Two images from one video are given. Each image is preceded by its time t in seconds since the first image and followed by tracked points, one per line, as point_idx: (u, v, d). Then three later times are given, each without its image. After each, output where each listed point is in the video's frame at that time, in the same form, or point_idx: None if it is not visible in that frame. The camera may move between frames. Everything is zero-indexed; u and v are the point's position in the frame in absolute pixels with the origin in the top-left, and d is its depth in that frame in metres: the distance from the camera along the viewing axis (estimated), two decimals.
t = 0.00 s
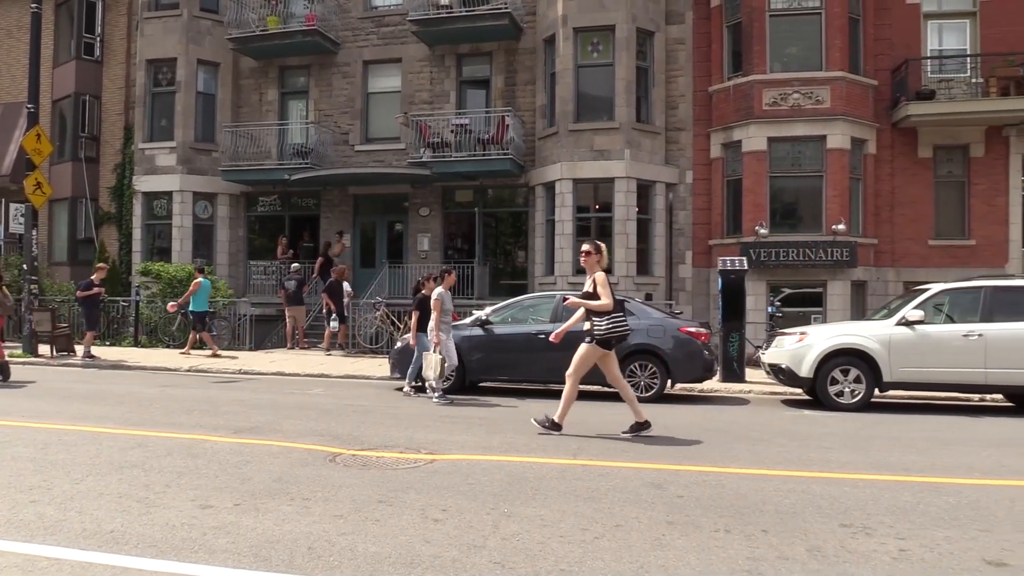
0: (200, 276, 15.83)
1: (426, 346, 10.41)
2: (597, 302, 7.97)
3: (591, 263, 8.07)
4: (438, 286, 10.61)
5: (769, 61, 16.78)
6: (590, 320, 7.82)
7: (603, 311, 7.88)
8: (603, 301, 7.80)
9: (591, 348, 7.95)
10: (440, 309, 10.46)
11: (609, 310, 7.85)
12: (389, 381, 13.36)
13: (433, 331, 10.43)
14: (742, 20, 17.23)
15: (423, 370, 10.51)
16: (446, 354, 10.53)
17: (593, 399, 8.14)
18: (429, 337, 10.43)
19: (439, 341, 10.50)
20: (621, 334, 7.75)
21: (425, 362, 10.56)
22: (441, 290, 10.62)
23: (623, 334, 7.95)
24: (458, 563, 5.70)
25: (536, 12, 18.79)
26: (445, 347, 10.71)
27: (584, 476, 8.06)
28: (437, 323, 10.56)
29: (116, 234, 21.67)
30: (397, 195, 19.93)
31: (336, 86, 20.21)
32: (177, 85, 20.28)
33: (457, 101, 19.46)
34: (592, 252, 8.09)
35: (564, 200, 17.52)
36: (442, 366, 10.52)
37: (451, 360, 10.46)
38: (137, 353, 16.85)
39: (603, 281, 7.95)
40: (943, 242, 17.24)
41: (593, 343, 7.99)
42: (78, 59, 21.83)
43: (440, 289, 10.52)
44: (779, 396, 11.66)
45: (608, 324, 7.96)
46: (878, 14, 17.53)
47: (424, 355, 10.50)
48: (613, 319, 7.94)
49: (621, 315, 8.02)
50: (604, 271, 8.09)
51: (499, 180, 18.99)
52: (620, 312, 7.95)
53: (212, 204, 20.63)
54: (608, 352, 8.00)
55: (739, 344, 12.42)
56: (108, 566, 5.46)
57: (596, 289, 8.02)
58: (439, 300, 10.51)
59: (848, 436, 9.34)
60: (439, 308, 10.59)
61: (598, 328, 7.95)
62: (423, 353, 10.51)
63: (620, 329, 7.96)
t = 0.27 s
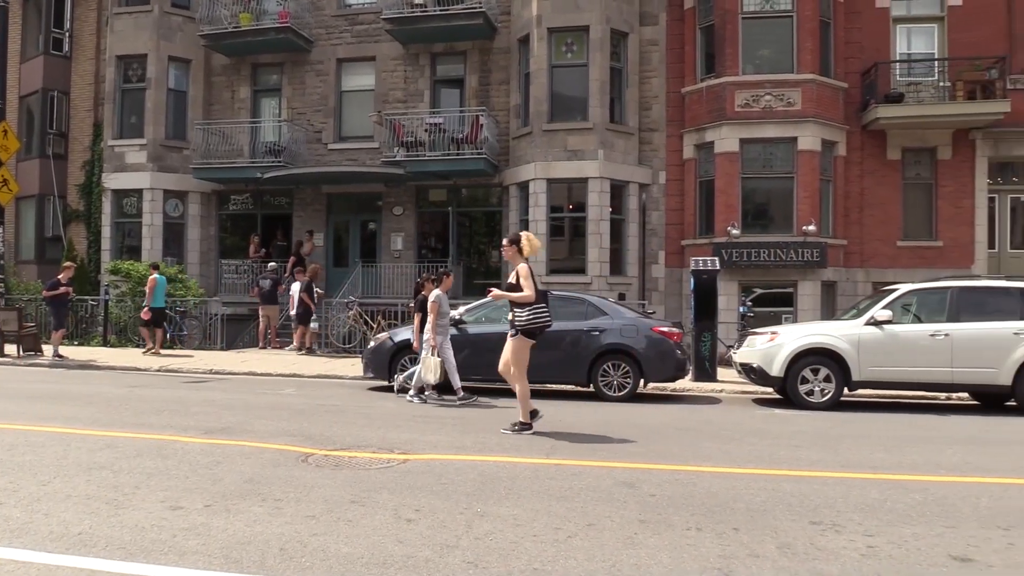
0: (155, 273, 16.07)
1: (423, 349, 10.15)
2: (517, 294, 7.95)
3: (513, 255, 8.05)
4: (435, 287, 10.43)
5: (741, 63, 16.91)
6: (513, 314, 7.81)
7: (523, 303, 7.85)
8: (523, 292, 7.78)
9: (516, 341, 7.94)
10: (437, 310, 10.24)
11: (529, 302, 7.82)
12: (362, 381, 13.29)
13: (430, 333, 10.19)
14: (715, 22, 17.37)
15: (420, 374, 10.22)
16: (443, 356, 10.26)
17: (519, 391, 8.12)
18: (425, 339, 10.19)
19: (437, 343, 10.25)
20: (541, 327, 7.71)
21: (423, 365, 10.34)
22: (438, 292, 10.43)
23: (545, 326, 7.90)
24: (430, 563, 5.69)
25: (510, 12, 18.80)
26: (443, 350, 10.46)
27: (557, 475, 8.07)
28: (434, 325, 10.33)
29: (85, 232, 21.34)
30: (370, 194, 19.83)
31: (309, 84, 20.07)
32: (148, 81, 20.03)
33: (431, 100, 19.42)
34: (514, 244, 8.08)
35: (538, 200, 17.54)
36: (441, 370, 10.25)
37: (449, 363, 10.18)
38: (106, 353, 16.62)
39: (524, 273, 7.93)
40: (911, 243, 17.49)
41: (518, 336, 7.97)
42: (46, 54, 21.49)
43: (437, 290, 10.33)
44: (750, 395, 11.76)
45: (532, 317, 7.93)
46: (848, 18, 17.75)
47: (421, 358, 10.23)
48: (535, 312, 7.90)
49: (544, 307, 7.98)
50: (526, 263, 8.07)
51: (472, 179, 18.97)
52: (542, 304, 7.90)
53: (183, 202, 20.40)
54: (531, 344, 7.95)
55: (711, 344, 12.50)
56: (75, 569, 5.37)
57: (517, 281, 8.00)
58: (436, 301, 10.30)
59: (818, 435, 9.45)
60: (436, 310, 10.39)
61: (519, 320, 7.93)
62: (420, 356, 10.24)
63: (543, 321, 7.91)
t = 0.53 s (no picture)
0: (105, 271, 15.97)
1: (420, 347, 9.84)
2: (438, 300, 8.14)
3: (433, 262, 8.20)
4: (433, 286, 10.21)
5: (712, 65, 17.05)
6: (432, 320, 7.99)
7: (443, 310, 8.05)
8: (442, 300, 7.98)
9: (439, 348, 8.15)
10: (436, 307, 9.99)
11: (449, 310, 8.03)
12: (333, 381, 13.20)
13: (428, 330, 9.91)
14: (686, 24, 17.50)
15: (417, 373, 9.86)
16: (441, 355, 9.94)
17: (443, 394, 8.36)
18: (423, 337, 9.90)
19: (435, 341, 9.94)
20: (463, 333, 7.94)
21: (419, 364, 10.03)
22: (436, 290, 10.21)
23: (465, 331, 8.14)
24: (401, 563, 5.66)
25: (483, 12, 18.78)
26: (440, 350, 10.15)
27: (528, 475, 8.07)
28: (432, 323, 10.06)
29: (50, 230, 20.96)
30: (341, 193, 19.71)
31: (279, 82, 19.90)
32: (115, 77, 19.73)
33: (403, 99, 19.34)
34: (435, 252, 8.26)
35: (510, 199, 17.55)
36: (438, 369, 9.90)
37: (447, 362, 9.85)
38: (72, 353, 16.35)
39: (444, 280, 8.10)
40: (878, 244, 17.75)
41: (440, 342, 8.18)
42: (10, 48, 21.10)
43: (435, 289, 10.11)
44: (721, 394, 11.86)
45: (451, 323, 8.14)
46: (817, 21, 17.97)
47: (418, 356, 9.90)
48: (454, 318, 8.12)
49: (463, 312, 8.21)
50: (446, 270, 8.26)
51: (444, 179, 18.93)
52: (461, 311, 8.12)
53: (151, 200, 20.14)
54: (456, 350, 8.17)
55: (681, 343, 12.59)
56: (38, 573, 5.27)
57: (437, 287, 8.18)
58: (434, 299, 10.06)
59: (786, 434, 9.55)
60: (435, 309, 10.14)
61: (438, 326, 8.13)
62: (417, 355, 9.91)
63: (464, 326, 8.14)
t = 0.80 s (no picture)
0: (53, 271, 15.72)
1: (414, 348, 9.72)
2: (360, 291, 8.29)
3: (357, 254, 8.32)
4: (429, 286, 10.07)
5: (683, 67, 17.17)
6: (356, 311, 8.12)
7: (365, 301, 8.21)
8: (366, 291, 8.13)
9: (359, 337, 8.29)
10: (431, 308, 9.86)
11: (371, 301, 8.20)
12: (303, 381, 13.10)
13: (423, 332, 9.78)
14: (657, 26, 17.61)
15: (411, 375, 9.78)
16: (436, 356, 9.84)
17: (361, 383, 8.52)
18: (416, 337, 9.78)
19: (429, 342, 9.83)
20: (386, 325, 8.14)
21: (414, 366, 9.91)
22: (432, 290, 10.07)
23: (387, 323, 8.33)
24: (370, 564, 5.63)
25: (455, 11, 18.74)
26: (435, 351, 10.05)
27: (499, 475, 8.07)
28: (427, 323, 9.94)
29: (13, 228, 20.56)
30: (312, 192, 19.56)
31: (249, 79, 19.70)
32: (81, 73, 19.41)
33: (374, 98, 19.26)
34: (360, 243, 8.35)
35: (481, 199, 17.54)
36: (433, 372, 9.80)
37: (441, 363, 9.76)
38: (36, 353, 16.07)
39: (368, 271, 8.25)
40: (845, 245, 17.99)
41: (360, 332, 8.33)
42: None
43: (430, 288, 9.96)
44: (690, 393, 11.94)
45: (372, 314, 8.31)
46: (786, 24, 18.17)
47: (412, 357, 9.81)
48: (376, 309, 8.29)
49: (386, 304, 8.40)
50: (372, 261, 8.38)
51: (415, 178, 18.86)
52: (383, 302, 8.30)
53: (118, 197, 19.85)
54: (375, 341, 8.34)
55: (652, 343, 12.66)
56: None
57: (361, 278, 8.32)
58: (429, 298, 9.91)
59: (754, 433, 9.64)
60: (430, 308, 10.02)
61: (359, 316, 8.28)
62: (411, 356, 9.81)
63: (385, 317, 8.34)
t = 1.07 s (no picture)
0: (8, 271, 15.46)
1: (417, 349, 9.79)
2: (286, 297, 8.16)
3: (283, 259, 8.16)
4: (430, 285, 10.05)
5: (657, 67, 17.27)
6: (282, 317, 8.00)
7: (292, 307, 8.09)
8: (292, 298, 7.99)
9: (283, 342, 8.19)
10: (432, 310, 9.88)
11: (298, 307, 8.09)
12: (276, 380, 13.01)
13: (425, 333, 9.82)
14: (632, 26, 17.69)
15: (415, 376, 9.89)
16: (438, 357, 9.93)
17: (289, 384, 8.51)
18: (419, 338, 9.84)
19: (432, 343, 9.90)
20: (312, 331, 8.08)
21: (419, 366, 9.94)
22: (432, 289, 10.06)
23: (314, 328, 8.27)
24: (344, 565, 5.60)
25: (430, 10, 18.69)
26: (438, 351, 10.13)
27: (474, 474, 8.06)
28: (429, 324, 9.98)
29: None
30: (285, 190, 19.42)
31: (222, 76, 19.51)
32: (50, 69, 19.11)
33: (349, 96, 19.16)
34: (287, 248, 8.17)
35: (456, 198, 17.51)
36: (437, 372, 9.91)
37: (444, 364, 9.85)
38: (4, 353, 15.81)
39: (295, 277, 8.12)
40: (817, 246, 18.18)
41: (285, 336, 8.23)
42: None
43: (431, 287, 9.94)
44: (664, 392, 12.02)
45: (298, 319, 8.22)
46: (759, 26, 18.33)
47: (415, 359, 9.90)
48: (303, 314, 8.21)
49: (312, 309, 8.32)
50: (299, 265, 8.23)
51: (390, 177, 18.80)
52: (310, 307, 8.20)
53: (88, 195, 19.57)
54: (301, 345, 8.28)
55: (626, 343, 12.72)
56: None
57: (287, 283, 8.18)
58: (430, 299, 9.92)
59: (727, 431, 9.71)
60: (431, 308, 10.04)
61: (285, 321, 8.16)
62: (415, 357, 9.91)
63: (312, 322, 8.27)
